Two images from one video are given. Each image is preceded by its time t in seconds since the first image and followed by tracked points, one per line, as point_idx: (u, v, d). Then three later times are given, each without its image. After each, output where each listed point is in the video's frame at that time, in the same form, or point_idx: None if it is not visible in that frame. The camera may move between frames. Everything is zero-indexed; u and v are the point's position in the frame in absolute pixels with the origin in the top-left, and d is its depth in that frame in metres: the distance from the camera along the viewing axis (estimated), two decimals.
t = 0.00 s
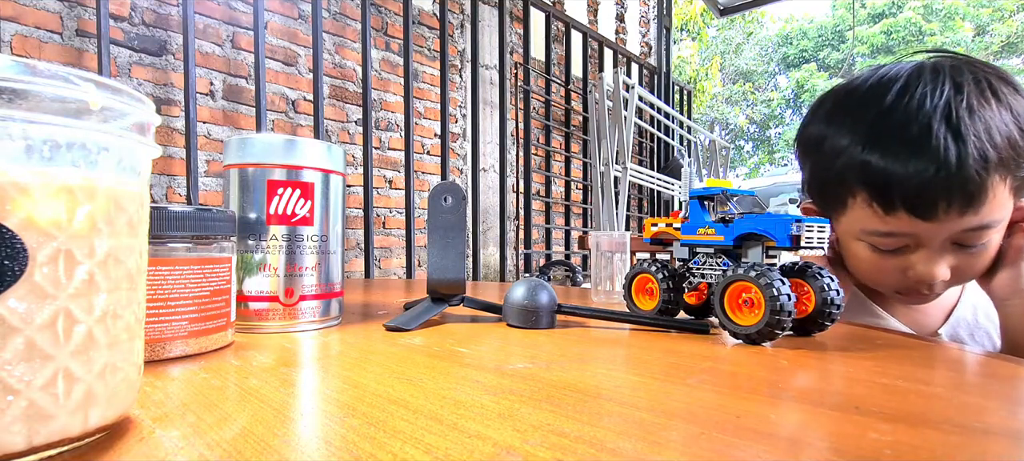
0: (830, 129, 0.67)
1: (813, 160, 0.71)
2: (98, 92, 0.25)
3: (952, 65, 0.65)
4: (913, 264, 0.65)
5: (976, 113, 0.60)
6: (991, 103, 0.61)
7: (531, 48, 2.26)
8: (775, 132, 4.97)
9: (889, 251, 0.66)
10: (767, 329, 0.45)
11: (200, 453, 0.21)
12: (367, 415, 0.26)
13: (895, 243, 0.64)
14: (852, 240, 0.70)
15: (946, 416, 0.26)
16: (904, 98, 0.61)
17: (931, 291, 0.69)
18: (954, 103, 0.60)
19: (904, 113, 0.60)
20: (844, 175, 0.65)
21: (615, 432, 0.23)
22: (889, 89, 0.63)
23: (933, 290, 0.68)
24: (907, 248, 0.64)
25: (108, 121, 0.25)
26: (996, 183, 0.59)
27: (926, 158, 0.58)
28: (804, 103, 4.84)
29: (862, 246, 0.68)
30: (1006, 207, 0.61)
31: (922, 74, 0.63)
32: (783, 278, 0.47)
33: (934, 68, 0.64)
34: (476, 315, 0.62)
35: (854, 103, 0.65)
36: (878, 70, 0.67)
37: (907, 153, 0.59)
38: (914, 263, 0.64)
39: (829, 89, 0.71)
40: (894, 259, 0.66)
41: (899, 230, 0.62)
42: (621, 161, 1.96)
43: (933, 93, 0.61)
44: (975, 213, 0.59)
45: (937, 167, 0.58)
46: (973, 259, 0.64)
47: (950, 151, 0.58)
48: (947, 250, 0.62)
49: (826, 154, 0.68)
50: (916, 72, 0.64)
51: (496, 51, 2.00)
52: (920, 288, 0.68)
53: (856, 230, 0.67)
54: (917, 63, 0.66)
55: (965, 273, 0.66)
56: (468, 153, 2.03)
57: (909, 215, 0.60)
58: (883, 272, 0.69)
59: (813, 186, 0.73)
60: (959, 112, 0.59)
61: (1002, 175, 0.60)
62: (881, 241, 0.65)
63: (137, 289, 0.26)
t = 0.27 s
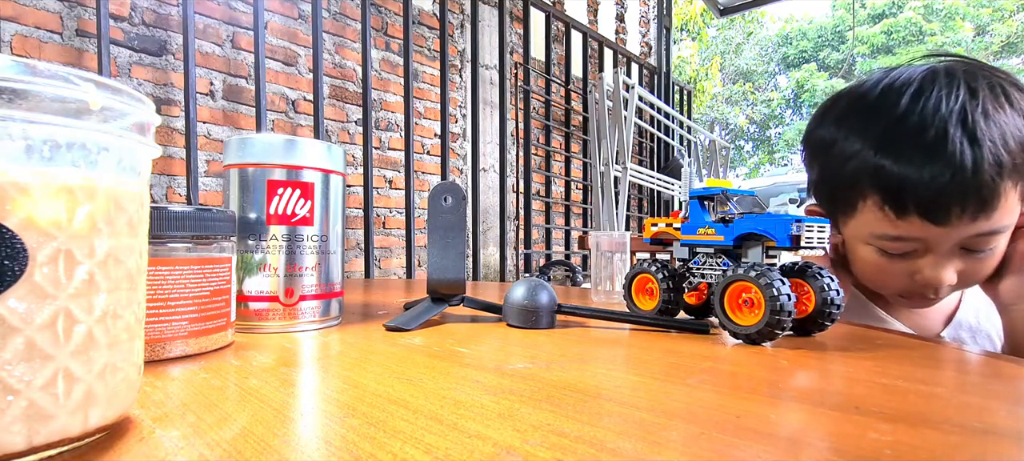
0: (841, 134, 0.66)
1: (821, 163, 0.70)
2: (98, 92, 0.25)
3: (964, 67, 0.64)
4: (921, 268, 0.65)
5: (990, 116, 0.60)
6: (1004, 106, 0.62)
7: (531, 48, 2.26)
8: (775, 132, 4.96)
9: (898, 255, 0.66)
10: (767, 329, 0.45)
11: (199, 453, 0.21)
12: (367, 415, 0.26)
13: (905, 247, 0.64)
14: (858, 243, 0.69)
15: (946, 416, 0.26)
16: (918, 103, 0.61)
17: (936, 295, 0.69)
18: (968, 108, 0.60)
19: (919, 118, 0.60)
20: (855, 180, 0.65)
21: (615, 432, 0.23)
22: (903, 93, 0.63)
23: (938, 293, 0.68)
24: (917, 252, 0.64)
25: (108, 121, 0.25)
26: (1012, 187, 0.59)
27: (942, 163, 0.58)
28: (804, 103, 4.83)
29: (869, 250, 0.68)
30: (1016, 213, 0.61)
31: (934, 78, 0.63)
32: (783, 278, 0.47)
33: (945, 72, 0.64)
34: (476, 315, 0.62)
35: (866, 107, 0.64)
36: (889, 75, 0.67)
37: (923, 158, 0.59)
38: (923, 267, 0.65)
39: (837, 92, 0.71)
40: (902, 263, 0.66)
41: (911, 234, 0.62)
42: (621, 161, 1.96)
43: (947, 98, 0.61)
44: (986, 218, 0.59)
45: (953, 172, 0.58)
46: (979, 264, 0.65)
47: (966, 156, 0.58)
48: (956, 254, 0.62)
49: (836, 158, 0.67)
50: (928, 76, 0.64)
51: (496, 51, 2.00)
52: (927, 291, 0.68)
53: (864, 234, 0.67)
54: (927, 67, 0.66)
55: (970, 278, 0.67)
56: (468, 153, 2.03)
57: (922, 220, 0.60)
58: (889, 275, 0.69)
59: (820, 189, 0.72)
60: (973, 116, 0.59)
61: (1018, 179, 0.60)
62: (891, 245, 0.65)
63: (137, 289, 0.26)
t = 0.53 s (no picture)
0: (866, 137, 0.65)
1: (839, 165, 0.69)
2: (97, 92, 0.25)
3: (989, 63, 0.63)
4: (943, 274, 0.65)
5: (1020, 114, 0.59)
6: None
7: (531, 48, 2.26)
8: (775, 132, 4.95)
9: (920, 262, 0.65)
10: (767, 329, 0.45)
11: (199, 454, 0.21)
12: (367, 415, 0.26)
13: (930, 252, 0.64)
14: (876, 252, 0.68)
15: (946, 416, 0.26)
16: (950, 108, 0.60)
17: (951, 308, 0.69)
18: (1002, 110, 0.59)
19: (953, 124, 0.59)
20: (880, 185, 0.64)
21: (615, 432, 0.23)
22: (934, 95, 0.61)
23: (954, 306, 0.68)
24: (939, 258, 0.64)
25: (108, 121, 0.25)
26: None
27: (976, 170, 0.59)
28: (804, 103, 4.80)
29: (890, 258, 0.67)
30: None
31: (962, 77, 0.62)
32: (783, 278, 0.47)
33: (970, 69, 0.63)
34: (477, 315, 0.62)
35: (894, 111, 0.62)
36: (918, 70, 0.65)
37: (957, 165, 0.59)
38: (945, 274, 0.65)
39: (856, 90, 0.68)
40: (921, 270, 0.66)
41: (938, 239, 0.62)
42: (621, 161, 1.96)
43: (981, 100, 0.60)
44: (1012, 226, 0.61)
45: (988, 179, 0.58)
46: (996, 276, 0.66)
47: (1001, 162, 0.58)
48: (977, 261, 0.63)
49: (860, 162, 0.66)
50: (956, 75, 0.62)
51: (496, 51, 1.99)
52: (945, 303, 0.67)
53: (884, 240, 0.66)
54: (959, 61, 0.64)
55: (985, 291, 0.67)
56: (468, 153, 2.03)
57: (952, 226, 0.61)
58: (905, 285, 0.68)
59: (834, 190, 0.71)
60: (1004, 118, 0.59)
61: None
62: (915, 251, 0.65)
63: (137, 289, 0.26)
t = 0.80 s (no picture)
0: (890, 142, 0.61)
1: (857, 169, 0.65)
2: (97, 92, 0.25)
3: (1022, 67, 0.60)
4: (959, 285, 0.62)
5: None
6: None
7: (531, 48, 2.26)
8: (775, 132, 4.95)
9: (938, 272, 0.63)
10: (767, 329, 0.45)
11: (200, 453, 0.21)
12: (367, 415, 0.26)
13: (950, 263, 0.61)
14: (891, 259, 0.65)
15: (945, 416, 0.26)
16: (983, 113, 0.56)
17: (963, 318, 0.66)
18: None
19: (985, 131, 0.56)
20: (904, 192, 0.61)
21: (615, 432, 0.23)
22: (966, 99, 0.58)
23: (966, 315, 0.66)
24: (957, 268, 0.61)
25: (108, 121, 0.25)
26: None
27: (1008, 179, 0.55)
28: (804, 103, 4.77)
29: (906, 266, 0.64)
30: None
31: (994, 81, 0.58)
32: (783, 278, 0.47)
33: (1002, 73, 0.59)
34: (477, 315, 0.62)
35: (923, 115, 0.59)
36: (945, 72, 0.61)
37: (987, 174, 0.56)
38: (962, 285, 0.62)
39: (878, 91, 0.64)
40: (937, 279, 0.63)
41: (961, 250, 0.59)
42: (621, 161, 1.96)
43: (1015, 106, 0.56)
44: None
45: (1019, 189, 0.55)
46: (1012, 288, 0.63)
47: None
48: (996, 273, 0.61)
49: (881, 167, 0.62)
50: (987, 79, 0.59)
51: (496, 51, 1.99)
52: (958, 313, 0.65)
53: (901, 248, 0.63)
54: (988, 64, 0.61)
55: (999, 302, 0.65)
56: (468, 153, 2.03)
57: (977, 237, 0.57)
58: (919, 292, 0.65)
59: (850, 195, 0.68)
60: None
61: None
62: (933, 261, 0.62)
63: (137, 289, 0.26)
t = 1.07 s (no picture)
0: (900, 148, 0.59)
1: (867, 175, 0.63)
2: (98, 92, 0.25)
3: None
4: (964, 296, 0.60)
5: None
6: None
7: (531, 48, 2.26)
8: (775, 132, 4.93)
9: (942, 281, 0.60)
10: (767, 329, 0.45)
11: (200, 453, 0.21)
12: (367, 415, 0.26)
13: (955, 275, 0.58)
14: (896, 265, 0.63)
15: (945, 416, 0.26)
16: (998, 121, 0.54)
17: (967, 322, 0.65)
18: None
19: (1000, 139, 0.53)
20: (912, 200, 0.58)
21: (615, 432, 0.23)
22: (981, 107, 0.55)
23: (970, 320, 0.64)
24: (964, 280, 0.58)
25: (108, 121, 0.25)
26: None
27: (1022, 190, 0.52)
28: (804, 103, 4.72)
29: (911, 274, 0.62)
30: None
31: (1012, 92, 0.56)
32: (783, 278, 0.47)
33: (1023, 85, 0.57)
34: (476, 315, 0.62)
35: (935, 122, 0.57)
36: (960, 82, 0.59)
37: (1000, 184, 0.53)
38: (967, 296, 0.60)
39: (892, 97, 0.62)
40: (942, 288, 0.61)
41: (967, 264, 0.56)
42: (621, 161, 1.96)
43: None
44: None
45: None
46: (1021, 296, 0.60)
47: None
48: (1005, 285, 0.58)
49: (890, 173, 0.60)
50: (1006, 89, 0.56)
51: (496, 51, 1.99)
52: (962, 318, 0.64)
53: (906, 256, 0.61)
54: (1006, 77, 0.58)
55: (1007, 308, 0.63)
56: (468, 153, 2.03)
57: (985, 250, 0.54)
58: (923, 298, 0.64)
59: (862, 202, 0.65)
60: None
61: None
62: (938, 271, 0.59)
63: (137, 289, 0.26)
